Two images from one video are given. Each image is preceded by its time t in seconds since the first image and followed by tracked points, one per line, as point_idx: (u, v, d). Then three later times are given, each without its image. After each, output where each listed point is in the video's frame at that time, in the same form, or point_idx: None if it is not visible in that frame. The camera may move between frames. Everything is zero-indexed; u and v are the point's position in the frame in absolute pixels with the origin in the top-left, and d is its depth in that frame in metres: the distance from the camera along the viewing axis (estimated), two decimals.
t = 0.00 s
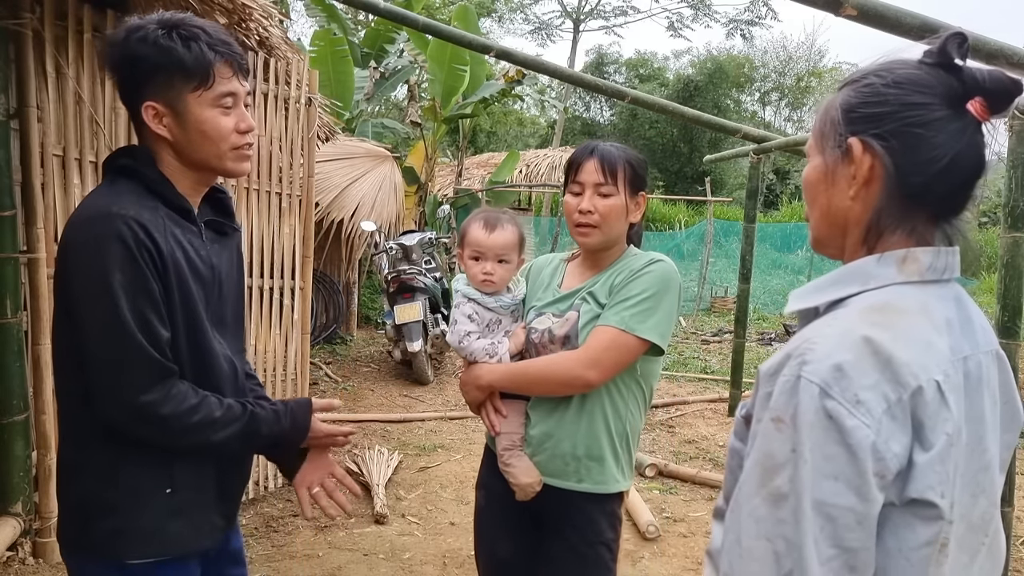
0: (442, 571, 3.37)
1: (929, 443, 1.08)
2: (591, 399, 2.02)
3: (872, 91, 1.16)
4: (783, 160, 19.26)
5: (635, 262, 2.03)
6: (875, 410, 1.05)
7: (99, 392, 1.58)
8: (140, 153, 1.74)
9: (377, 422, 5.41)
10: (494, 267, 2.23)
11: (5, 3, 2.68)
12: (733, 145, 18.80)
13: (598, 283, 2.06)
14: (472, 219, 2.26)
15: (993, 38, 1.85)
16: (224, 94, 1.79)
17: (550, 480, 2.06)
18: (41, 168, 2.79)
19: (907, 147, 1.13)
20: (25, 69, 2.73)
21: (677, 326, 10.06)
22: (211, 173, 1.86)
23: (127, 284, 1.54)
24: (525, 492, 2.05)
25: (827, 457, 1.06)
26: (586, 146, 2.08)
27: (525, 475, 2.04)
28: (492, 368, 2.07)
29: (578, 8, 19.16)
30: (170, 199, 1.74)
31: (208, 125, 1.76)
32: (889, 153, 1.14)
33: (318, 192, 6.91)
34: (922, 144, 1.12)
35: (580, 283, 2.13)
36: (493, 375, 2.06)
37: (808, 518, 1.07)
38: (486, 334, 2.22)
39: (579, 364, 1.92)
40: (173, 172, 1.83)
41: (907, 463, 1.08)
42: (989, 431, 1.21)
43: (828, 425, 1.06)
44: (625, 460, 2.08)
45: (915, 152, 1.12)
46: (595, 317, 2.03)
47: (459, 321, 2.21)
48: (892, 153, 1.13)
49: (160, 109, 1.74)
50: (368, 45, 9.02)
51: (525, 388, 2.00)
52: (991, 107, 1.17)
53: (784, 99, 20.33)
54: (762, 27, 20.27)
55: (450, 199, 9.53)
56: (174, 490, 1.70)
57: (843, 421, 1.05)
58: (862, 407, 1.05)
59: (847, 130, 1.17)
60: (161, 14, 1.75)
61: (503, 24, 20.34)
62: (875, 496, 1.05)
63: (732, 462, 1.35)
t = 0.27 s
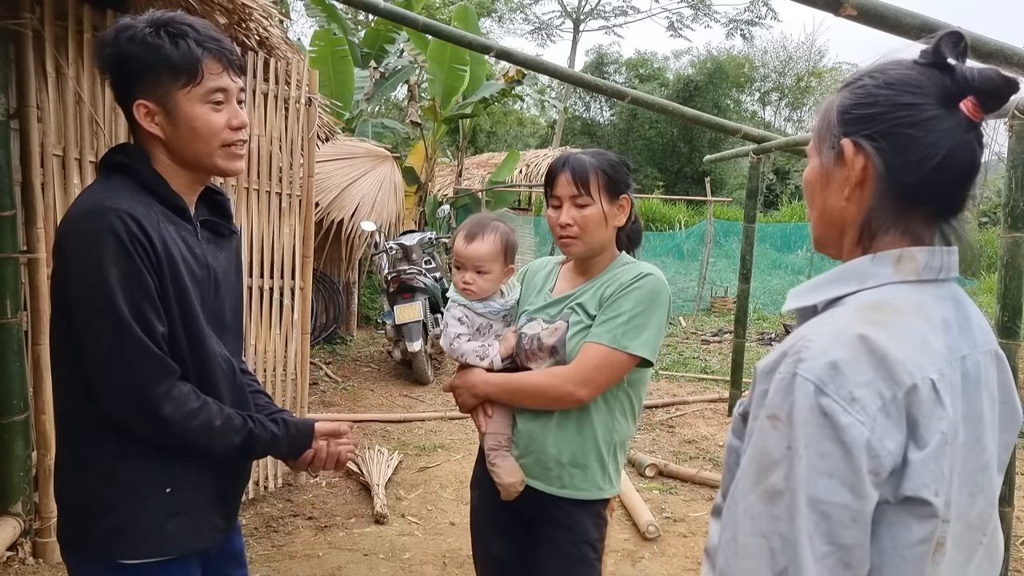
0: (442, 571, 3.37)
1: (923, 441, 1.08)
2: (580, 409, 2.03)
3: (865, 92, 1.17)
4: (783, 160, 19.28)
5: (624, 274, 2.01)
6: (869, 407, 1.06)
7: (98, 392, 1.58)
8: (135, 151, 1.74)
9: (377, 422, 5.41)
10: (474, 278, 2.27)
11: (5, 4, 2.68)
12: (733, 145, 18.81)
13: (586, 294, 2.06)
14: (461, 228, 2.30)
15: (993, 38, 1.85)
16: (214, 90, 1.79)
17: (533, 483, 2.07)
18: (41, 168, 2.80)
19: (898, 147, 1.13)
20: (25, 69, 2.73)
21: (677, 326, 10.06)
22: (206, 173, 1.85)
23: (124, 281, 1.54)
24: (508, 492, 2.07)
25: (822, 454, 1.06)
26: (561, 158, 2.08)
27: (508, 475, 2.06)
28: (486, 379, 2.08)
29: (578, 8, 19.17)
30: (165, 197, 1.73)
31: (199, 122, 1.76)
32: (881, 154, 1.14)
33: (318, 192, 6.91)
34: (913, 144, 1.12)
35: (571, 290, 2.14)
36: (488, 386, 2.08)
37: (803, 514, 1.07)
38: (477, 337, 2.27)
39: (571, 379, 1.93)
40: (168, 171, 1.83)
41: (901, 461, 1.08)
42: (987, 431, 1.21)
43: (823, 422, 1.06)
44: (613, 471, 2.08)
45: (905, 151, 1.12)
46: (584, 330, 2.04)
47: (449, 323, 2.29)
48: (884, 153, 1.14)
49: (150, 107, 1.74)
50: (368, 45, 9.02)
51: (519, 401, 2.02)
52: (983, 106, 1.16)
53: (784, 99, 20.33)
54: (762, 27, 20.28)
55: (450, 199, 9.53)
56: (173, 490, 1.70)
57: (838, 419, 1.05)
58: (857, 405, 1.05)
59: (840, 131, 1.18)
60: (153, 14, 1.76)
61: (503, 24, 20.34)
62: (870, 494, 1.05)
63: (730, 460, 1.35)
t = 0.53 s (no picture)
0: (442, 571, 3.37)
1: (921, 438, 1.08)
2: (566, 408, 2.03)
3: (874, 91, 1.16)
4: (783, 160, 19.28)
5: (612, 276, 2.01)
6: (867, 404, 1.06)
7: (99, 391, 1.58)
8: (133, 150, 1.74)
9: (377, 422, 5.41)
10: (465, 275, 2.29)
11: (5, 4, 2.68)
12: (733, 145, 18.81)
13: (575, 296, 2.06)
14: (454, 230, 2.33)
15: (993, 38, 1.85)
16: (215, 93, 1.79)
17: (521, 480, 2.07)
18: (41, 168, 2.80)
19: (908, 148, 1.13)
20: (25, 69, 2.73)
21: (677, 326, 10.06)
22: (208, 174, 1.85)
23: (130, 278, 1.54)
24: (496, 488, 2.07)
25: (820, 451, 1.06)
26: (546, 162, 2.09)
27: (497, 471, 2.06)
28: (479, 374, 2.08)
29: (578, 8, 19.18)
30: (163, 195, 1.73)
31: (201, 124, 1.76)
32: (891, 154, 1.14)
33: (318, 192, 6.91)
34: (923, 145, 1.12)
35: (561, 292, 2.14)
36: (480, 382, 2.08)
37: (801, 511, 1.07)
38: (469, 334, 2.29)
39: (557, 380, 1.93)
40: (168, 171, 1.83)
41: (899, 458, 1.08)
42: (986, 429, 1.21)
43: (821, 419, 1.06)
44: (602, 471, 2.08)
45: (916, 152, 1.12)
46: (571, 332, 2.04)
47: (441, 321, 2.31)
48: (894, 154, 1.13)
49: (152, 109, 1.74)
50: (368, 45, 9.02)
51: (508, 398, 2.02)
52: (992, 108, 1.17)
53: (784, 99, 20.33)
54: (762, 27, 20.29)
55: (450, 199, 9.52)
56: (171, 493, 1.70)
57: (835, 416, 1.05)
58: (855, 401, 1.05)
59: (848, 129, 1.17)
60: (153, 14, 1.77)
61: (503, 24, 20.35)
62: (867, 490, 1.05)
63: (729, 458, 1.34)
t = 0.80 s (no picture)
0: (442, 571, 3.37)
1: (921, 437, 1.08)
2: (560, 401, 2.03)
3: (872, 92, 1.16)
4: (783, 160, 19.29)
5: (605, 271, 2.02)
6: (868, 402, 1.06)
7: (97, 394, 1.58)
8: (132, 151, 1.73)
9: (377, 422, 5.41)
10: (461, 270, 2.29)
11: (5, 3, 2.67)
12: (733, 145, 18.82)
13: (569, 291, 2.06)
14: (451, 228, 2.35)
15: (993, 38, 1.85)
16: (233, 115, 1.79)
17: (521, 478, 2.07)
18: (41, 168, 2.80)
19: (907, 148, 1.13)
20: (25, 69, 2.73)
21: (677, 326, 10.07)
22: (203, 184, 1.85)
23: (131, 282, 1.54)
24: (496, 488, 2.08)
25: (820, 449, 1.06)
26: (543, 163, 2.09)
27: (496, 472, 2.07)
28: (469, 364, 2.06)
29: (578, 8, 19.18)
30: (161, 197, 1.73)
31: (211, 142, 1.76)
32: (890, 154, 1.14)
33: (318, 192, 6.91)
34: (922, 145, 1.12)
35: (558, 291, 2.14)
36: (469, 371, 2.06)
37: (801, 510, 1.07)
38: (468, 333, 2.27)
39: (544, 368, 1.92)
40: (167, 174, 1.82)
41: (899, 457, 1.08)
42: (986, 428, 1.21)
43: (821, 417, 1.06)
44: (597, 462, 2.07)
45: (915, 152, 1.12)
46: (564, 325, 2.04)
47: (439, 319, 2.30)
48: (892, 154, 1.13)
49: (165, 113, 1.73)
50: (368, 45, 9.02)
51: (498, 388, 2.00)
52: (990, 107, 1.17)
53: (784, 99, 20.34)
54: (761, 27, 20.29)
55: (450, 199, 9.52)
56: (171, 498, 1.70)
57: (836, 414, 1.05)
58: (855, 399, 1.05)
59: (847, 130, 1.17)
60: (179, 17, 1.76)
61: (503, 24, 20.35)
62: (868, 489, 1.05)
63: (730, 457, 1.35)
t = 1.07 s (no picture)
0: (442, 571, 3.37)
1: (921, 436, 1.08)
2: (568, 400, 2.03)
3: (868, 92, 1.16)
4: (783, 160, 19.29)
5: (611, 270, 2.02)
6: (867, 402, 1.06)
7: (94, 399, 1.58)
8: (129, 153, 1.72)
9: (377, 422, 5.41)
10: (462, 269, 2.30)
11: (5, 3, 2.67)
12: (732, 145, 18.81)
13: (574, 290, 2.06)
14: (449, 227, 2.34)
15: (993, 38, 1.85)
16: (246, 131, 1.79)
17: (528, 478, 2.07)
18: (41, 168, 2.80)
19: (903, 148, 1.13)
20: (25, 69, 2.72)
21: (677, 326, 10.07)
22: (201, 190, 1.84)
23: (127, 283, 1.53)
24: (501, 489, 2.07)
25: (820, 449, 1.06)
26: (543, 164, 2.08)
27: (502, 473, 2.06)
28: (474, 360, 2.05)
29: (578, 9, 19.18)
30: (159, 199, 1.73)
31: (217, 154, 1.76)
32: (886, 154, 1.14)
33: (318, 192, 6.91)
34: (917, 144, 1.12)
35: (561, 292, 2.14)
36: (473, 367, 2.04)
37: (802, 509, 1.07)
38: (470, 332, 2.28)
39: (552, 365, 1.92)
40: (163, 175, 1.80)
41: (899, 456, 1.08)
42: (986, 428, 1.20)
43: (821, 418, 1.06)
44: (603, 461, 2.08)
45: (911, 151, 1.13)
46: (571, 322, 2.03)
47: (441, 318, 2.30)
48: (888, 154, 1.14)
49: (176, 117, 1.73)
50: (368, 45, 9.02)
51: (505, 385, 1.99)
52: (986, 106, 1.17)
53: (784, 99, 20.34)
54: (761, 27, 20.29)
55: (450, 199, 9.51)
56: (169, 500, 1.70)
57: (836, 414, 1.05)
58: (855, 399, 1.05)
59: (843, 131, 1.17)
60: (206, 24, 1.77)
61: (503, 24, 20.35)
62: (868, 488, 1.05)
63: (730, 457, 1.34)
